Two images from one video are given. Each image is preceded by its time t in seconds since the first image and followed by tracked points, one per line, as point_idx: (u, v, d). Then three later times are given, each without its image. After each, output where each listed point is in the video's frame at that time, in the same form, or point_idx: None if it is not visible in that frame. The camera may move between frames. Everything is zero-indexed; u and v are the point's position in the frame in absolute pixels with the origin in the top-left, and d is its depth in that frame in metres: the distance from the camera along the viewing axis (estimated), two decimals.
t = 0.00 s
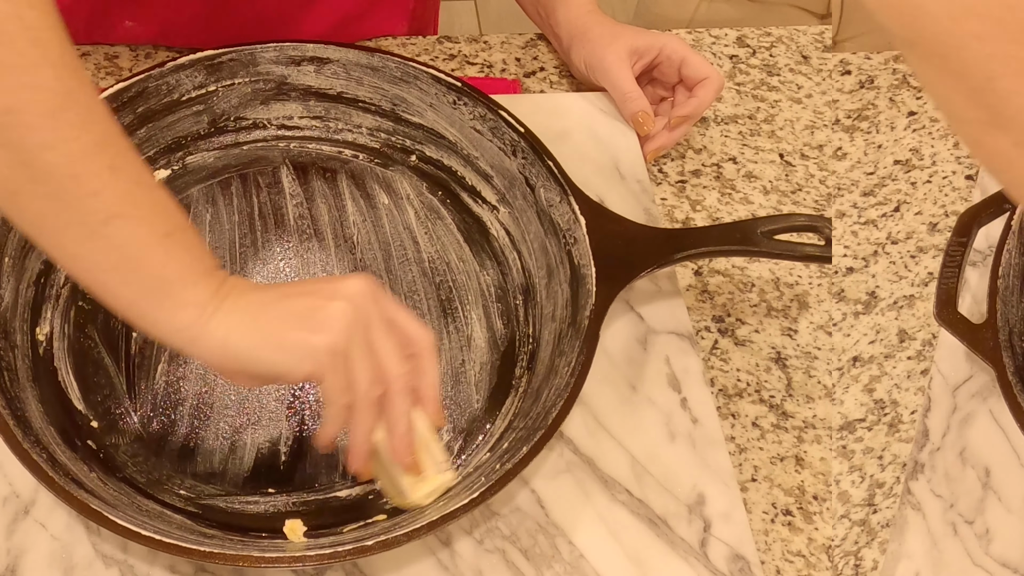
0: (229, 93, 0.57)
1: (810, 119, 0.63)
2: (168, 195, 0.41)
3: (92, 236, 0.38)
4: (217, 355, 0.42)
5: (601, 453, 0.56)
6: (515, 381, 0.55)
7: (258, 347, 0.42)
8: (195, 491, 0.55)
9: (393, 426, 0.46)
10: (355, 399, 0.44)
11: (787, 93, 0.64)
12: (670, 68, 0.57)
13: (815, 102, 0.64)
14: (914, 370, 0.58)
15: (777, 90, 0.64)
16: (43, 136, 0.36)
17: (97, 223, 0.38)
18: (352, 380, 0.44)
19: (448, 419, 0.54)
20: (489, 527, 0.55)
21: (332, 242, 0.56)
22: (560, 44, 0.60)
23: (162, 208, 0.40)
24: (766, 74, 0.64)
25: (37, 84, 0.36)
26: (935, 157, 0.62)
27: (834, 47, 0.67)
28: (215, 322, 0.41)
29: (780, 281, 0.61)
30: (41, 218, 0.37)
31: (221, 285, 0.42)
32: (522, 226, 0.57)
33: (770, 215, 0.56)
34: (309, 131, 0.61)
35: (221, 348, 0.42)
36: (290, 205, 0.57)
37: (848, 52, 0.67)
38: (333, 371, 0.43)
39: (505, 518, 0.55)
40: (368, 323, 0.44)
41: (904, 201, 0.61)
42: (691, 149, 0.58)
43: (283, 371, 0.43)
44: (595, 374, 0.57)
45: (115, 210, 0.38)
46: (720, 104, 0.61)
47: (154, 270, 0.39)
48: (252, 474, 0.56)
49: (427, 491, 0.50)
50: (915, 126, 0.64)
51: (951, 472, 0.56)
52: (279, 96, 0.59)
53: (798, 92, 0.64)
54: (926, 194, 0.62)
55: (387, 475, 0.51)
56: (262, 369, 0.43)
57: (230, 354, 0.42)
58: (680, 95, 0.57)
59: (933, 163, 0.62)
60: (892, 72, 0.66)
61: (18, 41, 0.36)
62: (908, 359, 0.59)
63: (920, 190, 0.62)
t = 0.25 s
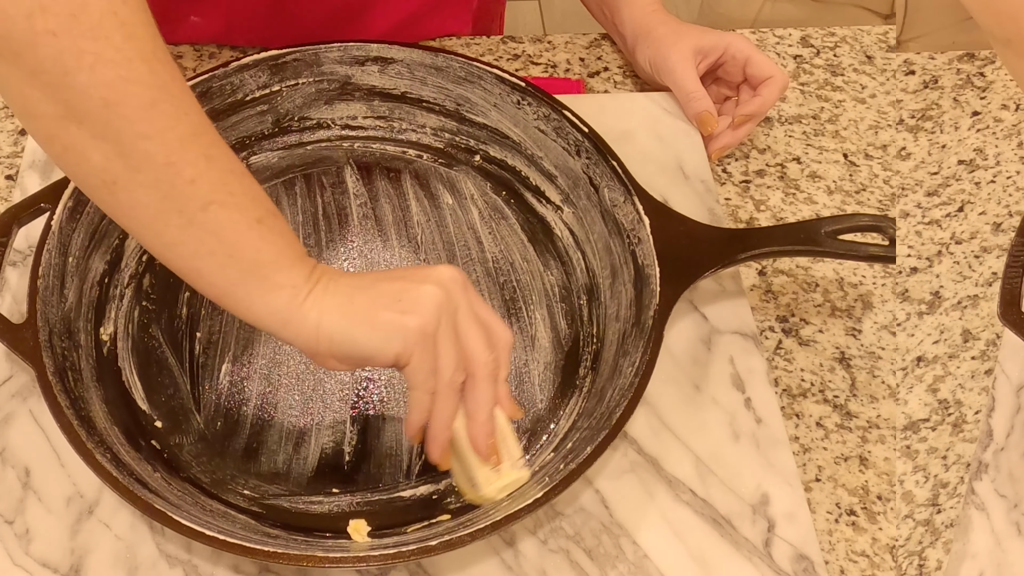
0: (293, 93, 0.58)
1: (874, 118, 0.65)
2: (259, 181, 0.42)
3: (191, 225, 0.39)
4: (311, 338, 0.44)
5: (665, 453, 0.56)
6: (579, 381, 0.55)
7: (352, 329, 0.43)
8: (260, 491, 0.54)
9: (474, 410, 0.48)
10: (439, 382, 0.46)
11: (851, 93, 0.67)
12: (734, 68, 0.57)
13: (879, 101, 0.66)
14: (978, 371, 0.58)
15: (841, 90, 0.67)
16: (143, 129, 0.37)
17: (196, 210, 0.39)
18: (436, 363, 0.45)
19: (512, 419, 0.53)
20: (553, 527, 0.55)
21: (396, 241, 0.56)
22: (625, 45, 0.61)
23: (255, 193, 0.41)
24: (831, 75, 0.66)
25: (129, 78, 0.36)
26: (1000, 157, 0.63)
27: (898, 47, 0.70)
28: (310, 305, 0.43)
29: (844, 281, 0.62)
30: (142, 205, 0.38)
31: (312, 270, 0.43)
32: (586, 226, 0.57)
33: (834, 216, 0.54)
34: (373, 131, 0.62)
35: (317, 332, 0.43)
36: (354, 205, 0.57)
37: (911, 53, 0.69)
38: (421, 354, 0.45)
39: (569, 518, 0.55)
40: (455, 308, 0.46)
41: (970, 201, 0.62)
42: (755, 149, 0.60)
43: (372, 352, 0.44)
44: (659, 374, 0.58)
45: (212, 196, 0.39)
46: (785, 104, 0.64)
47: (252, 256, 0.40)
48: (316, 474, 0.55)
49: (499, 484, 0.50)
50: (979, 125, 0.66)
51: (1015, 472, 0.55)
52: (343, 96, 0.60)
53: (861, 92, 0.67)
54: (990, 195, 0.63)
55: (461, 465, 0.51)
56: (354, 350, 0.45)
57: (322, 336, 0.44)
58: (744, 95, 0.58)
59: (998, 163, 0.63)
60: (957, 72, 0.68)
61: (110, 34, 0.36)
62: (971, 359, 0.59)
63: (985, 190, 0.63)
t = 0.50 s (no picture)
0: (357, 93, 0.58)
1: (938, 119, 0.66)
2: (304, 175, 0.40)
3: (225, 216, 0.37)
4: (341, 338, 0.41)
5: (729, 453, 0.56)
6: (643, 381, 0.54)
7: (382, 333, 0.41)
8: (323, 491, 0.54)
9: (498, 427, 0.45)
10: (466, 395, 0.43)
11: (914, 93, 0.67)
12: (799, 68, 0.58)
13: (943, 102, 0.66)
14: None
15: (905, 90, 0.67)
16: (181, 117, 0.35)
17: (231, 201, 0.37)
18: (465, 376, 0.42)
19: (575, 419, 0.53)
20: (617, 527, 0.54)
21: (461, 241, 0.57)
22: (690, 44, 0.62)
23: (295, 187, 0.39)
24: (894, 75, 0.67)
25: (170, 66, 0.35)
26: None
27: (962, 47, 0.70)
28: (343, 304, 0.40)
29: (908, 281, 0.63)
30: (180, 191, 0.37)
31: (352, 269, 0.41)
32: (650, 226, 0.57)
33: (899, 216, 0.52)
34: (436, 131, 0.62)
35: (347, 331, 0.41)
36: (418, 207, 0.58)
37: (975, 53, 0.69)
38: (449, 366, 0.42)
39: (633, 518, 0.54)
40: (492, 324, 0.42)
41: None
42: (820, 149, 0.62)
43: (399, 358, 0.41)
44: (722, 374, 0.58)
45: (247, 187, 0.37)
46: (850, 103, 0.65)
47: (285, 249, 0.38)
48: (381, 474, 0.55)
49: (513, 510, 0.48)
50: None
51: None
52: (408, 96, 0.60)
53: (925, 92, 0.67)
54: None
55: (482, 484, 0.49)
56: (384, 355, 0.42)
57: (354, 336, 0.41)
58: (809, 94, 0.58)
59: None
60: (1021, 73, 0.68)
61: (156, 22, 0.34)
62: None
63: None
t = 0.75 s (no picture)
0: (421, 93, 0.61)
1: (1001, 119, 0.65)
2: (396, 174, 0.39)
3: (325, 219, 0.37)
4: (443, 331, 0.41)
5: (793, 453, 0.56)
6: (707, 381, 0.54)
7: (484, 325, 0.41)
8: (387, 491, 0.53)
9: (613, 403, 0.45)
10: (576, 375, 0.44)
11: (979, 94, 0.67)
12: (862, 68, 0.62)
13: (1006, 103, 0.66)
14: None
15: (968, 90, 0.67)
16: (278, 124, 0.34)
17: (331, 204, 0.37)
18: (575, 358, 0.43)
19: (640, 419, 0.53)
20: (681, 527, 0.54)
21: (525, 242, 0.58)
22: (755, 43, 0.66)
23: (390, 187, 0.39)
24: (958, 75, 0.67)
25: (263, 74, 0.34)
26: None
27: None
28: (443, 299, 0.41)
29: (973, 281, 0.64)
30: (279, 198, 0.36)
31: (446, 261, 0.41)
32: (715, 225, 0.58)
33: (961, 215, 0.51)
34: (500, 131, 0.65)
35: (449, 325, 0.41)
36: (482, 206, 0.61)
37: None
38: (556, 349, 0.42)
39: (698, 518, 0.54)
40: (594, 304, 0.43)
41: None
42: (884, 149, 0.63)
43: (500, 347, 0.42)
44: (789, 373, 0.59)
45: (347, 190, 0.37)
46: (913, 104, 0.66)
47: (386, 250, 0.38)
48: (444, 475, 0.54)
49: (638, 479, 0.47)
50: None
51: None
52: (472, 96, 0.63)
53: (989, 92, 0.67)
54: None
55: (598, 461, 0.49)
56: (485, 345, 0.42)
57: (455, 330, 0.41)
58: (873, 94, 0.61)
59: None
60: None
61: (248, 31, 0.33)
62: None
63: None
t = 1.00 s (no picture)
0: (421, 93, 0.61)
1: (1001, 119, 0.65)
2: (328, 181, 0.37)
3: (240, 214, 0.34)
4: (347, 347, 0.38)
5: (793, 453, 0.56)
6: (707, 381, 0.54)
7: (389, 347, 0.38)
8: (387, 491, 0.53)
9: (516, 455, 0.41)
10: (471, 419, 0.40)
11: (979, 93, 0.67)
12: (862, 67, 0.62)
13: (1006, 103, 0.66)
14: None
15: (968, 90, 0.67)
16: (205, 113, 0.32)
17: (251, 204, 0.34)
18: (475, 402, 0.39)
19: (640, 419, 0.52)
20: (681, 527, 0.54)
21: (525, 241, 0.59)
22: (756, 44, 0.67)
23: (316, 192, 0.36)
24: (958, 75, 0.67)
25: (203, 65, 0.32)
26: None
27: None
28: (349, 311, 0.37)
29: (972, 281, 0.64)
30: (195, 190, 0.34)
31: (371, 273, 0.38)
32: (714, 225, 0.58)
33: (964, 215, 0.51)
34: (500, 131, 0.65)
35: (352, 341, 0.37)
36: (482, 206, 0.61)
37: None
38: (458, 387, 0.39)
39: (697, 518, 0.54)
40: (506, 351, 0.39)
41: None
42: (884, 148, 0.63)
43: (397, 373, 0.38)
44: (788, 373, 0.59)
45: (271, 193, 0.34)
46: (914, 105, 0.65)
47: (293, 254, 0.35)
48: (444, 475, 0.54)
49: (515, 529, 0.46)
50: None
51: None
52: (471, 96, 0.63)
53: (989, 92, 0.67)
54: None
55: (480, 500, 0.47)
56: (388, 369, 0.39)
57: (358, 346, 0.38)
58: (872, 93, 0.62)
59: None
60: None
61: (187, 17, 0.32)
62: None
63: None
